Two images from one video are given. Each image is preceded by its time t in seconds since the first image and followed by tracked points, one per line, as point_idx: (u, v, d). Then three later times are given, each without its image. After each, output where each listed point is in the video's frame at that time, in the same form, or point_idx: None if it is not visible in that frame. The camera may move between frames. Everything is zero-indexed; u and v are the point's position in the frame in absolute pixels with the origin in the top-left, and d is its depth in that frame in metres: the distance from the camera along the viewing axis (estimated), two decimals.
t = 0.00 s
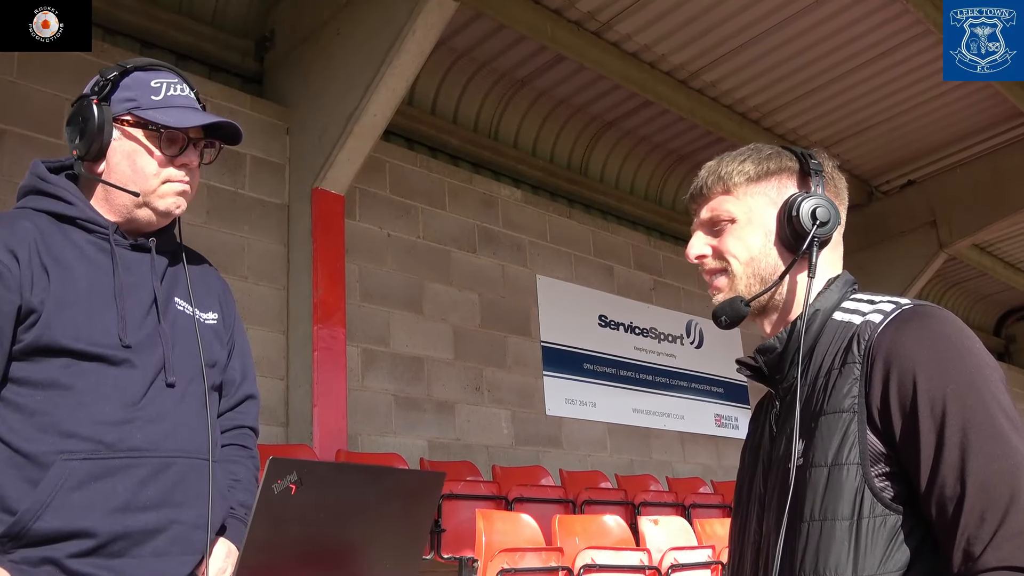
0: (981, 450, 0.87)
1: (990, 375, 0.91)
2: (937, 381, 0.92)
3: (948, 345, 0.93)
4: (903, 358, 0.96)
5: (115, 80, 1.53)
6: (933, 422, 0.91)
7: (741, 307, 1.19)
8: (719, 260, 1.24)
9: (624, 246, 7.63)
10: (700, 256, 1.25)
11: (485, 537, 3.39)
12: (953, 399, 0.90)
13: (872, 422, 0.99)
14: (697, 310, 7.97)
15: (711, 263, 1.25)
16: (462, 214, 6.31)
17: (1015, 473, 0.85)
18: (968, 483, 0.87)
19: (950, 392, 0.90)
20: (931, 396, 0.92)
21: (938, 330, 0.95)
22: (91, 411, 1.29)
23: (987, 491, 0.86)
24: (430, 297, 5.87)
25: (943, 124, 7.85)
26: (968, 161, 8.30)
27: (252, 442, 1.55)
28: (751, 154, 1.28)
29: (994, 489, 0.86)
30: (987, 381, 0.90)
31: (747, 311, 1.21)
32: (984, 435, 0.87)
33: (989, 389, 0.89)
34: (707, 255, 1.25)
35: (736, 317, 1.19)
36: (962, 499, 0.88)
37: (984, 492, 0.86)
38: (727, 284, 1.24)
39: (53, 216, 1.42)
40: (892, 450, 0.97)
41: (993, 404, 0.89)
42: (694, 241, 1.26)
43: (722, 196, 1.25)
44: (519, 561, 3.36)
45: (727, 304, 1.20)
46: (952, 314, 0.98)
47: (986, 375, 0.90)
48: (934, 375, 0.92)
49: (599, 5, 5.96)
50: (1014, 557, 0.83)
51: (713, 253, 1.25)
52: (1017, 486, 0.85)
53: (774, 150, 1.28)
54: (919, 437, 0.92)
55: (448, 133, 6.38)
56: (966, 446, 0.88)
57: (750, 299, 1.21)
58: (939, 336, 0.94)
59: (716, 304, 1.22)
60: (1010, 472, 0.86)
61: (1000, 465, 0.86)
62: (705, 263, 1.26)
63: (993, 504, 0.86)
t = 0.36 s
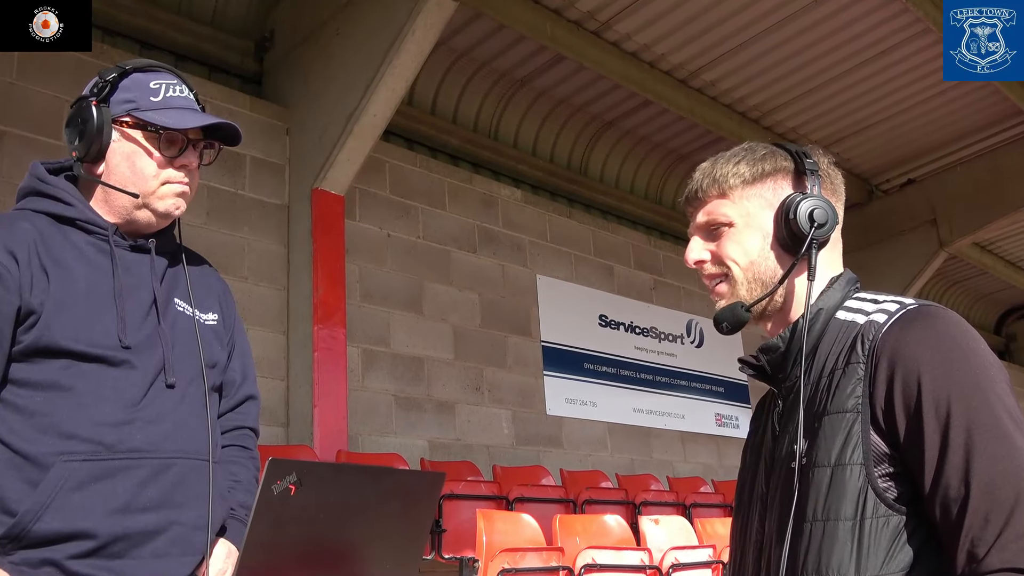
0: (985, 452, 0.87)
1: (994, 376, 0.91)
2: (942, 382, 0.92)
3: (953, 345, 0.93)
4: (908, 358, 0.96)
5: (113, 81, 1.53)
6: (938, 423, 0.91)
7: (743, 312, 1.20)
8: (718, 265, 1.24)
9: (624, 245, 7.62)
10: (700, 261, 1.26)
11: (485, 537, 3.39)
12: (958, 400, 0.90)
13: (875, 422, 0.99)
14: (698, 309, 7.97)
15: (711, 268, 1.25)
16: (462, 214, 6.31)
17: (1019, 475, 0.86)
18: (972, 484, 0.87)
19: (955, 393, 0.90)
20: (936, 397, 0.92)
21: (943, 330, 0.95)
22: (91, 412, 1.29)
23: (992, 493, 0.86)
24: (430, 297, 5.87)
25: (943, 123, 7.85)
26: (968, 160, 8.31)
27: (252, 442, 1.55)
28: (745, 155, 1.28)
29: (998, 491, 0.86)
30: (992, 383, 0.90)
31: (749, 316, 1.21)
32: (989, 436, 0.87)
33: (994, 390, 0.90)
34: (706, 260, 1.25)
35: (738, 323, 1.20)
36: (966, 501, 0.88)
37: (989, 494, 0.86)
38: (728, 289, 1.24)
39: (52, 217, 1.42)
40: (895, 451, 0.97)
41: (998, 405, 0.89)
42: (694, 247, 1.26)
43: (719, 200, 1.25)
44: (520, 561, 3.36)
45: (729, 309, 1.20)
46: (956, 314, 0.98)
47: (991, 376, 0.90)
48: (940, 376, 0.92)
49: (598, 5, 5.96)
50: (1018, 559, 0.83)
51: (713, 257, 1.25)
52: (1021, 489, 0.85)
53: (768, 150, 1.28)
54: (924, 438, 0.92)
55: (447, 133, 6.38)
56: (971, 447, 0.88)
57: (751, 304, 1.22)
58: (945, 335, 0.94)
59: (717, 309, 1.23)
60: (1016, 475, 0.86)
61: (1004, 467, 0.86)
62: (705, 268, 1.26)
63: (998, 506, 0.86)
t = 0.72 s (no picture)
0: (982, 460, 0.88)
1: (993, 382, 0.91)
2: (940, 389, 0.92)
3: (952, 351, 0.93)
4: (907, 364, 0.96)
5: (116, 79, 1.53)
6: (935, 430, 0.91)
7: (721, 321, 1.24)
8: (704, 271, 1.27)
9: (625, 246, 7.62)
10: (688, 267, 1.28)
11: (484, 537, 3.39)
12: (956, 406, 0.90)
13: (873, 426, 0.99)
14: (698, 310, 7.97)
15: (698, 274, 1.28)
16: (462, 214, 6.31)
17: (1016, 483, 0.86)
18: (970, 492, 0.88)
19: (953, 399, 0.91)
20: (934, 403, 0.92)
21: (942, 335, 0.95)
22: (91, 409, 1.29)
23: (988, 500, 0.87)
24: (430, 297, 5.87)
25: (944, 125, 7.85)
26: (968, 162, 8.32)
27: (251, 441, 1.55)
28: (734, 159, 1.28)
29: (995, 499, 0.86)
30: (990, 390, 0.90)
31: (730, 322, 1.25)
32: (986, 443, 0.88)
33: (992, 397, 0.90)
34: (694, 266, 1.28)
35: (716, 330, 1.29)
36: (963, 508, 0.88)
37: (986, 502, 0.87)
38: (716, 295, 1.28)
39: (54, 215, 1.42)
40: (892, 456, 0.97)
41: (995, 412, 0.89)
42: (683, 252, 1.28)
43: (707, 207, 1.26)
44: (519, 561, 3.36)
45: (708, 318, 1.29)
46: (955, 319, 0.98)
47: (989, 383, 0.91)
48: (938, 381, 0.92)
49: (600, 5, 5.96)
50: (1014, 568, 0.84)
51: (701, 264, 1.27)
52: (1018, 497, 0.86)
53: (757, 153, 1.27)
54: (920, 444, 0.92)
55: (448, 133, 6.38)
56: (968, 454, 0.88)
57: (734, 310, 1.24)
58: (944, 341, 0.95)
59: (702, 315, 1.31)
60: (1012, 482, 0.86)
61: (1001, 475, 0.87)
62: (694, 273, 1.28)
63: (994, 514, 0.86)
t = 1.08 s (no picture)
0: (967, 466, 0.88)
1: (978, 387, 0.91)
2: (925, 394, 0.92)
3: (937, 356, 0.93)
4: (892, 368, 0.96)
5: (116, 79, 1.54)
6: (921, 436, 0.91)
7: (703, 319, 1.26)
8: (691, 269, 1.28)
9: (625, 246, 7.63)
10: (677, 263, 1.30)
11: (484, 537, 3.39)
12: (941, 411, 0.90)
13: (859, 431, 0.99)
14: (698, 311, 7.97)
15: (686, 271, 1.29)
16: (462, 214, 6.31)
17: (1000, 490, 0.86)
18: (954, 498, 0.88)
19: (937, 404, 0.91)
20: (919, 408, 0.92)
21: (928, 340, 0.95)
22: (91, 410, 1.29)
23: (973, 506, 0.87)
24: (430, 297, 5.87)
25: (944, 126, 7.85)
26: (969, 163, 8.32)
27: (251, 441, 1.56)
28: (728, 157, 1.29)
29: (980, 506, 0.87)
30: (974, 394, 0.90)
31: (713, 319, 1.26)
32: (970, 449, 0.88)
33: (978, 402, 0.90)
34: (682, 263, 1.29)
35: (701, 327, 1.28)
36: (947, 515, 0.89)
37: (971, 508, 0.87)
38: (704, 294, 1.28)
39: (55, 215, 1.42)
40: (878, 460, 0.97)
41: (980, 417, 0.89)
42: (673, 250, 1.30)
43: (698, 206, 1.28)
44: (518, 561, 3.37)
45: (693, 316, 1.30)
46: (942, 321, 0.98)
47: (974, 387, 0.91)
48: (923, 387, 0.92)
49: (600, 6, 5.96)
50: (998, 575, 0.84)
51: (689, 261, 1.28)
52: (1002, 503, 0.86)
53: (749, 152, 1.27)
54: (906, 450, 0.92)
55: (449, 133, 6.39)
56: (953, 460, 0.89)
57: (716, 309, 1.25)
58: (930, 346, 0.94)
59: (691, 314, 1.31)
60: (997, 488, 0.87)
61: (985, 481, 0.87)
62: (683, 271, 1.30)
63: (979, 521, 0.87)
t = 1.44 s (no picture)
0: (947, 472, 0.89)
1: (962, 393, 0.91)
2: (908, 400, 0.92)
3: (921, 362, 0.94)
4: (876, 374, 0.96)
5: (122, 80, 1.53)
6: (903, 441, 0.92)
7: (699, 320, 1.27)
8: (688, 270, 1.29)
9: (625, 248, 7.63)
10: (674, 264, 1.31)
11: (483, 538, 3.39)
12: (923, 417, 0.91)
13: (843, 435, 0.99)
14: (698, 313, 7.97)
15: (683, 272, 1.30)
16: (463, 215, 6.31)
17: (979, 498, 0.87)
18: (934, 505, 0.89)
19: (920, 410, 0.91)
20: (902, 414, 0.92)
21: (913, 345, 0.95)
22: (91, 410, 1.30)
23: (952, 513, 0.88)
24: (430, 297, 5.88)
25: (945, 130, 7.85)
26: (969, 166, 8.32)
27: (251, 440, 1.56)
28: (724, 159, 1.29)
29: (959, 512, 0.88)
30: (957, 400, 0.91)
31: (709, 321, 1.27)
32: (951, 455, 0.89)
33: (960, 409, 0.90)
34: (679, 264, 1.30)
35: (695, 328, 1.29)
36: (927, 521, 0.89)
37: (950, 515, 0.88)
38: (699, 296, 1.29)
39: (56, 214, 1.43)
40: (861, 465, 0.98)
41: (962, 424, 0.90)
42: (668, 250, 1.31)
43: (691, 205, 1.28)
44: (517, 562, 3.36)
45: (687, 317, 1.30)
46: (927, 326, 0.98)
47: (957, 394, 0.91)
48: (906, 393, 0.93)
49: (602, 7, 5.96)
50: None
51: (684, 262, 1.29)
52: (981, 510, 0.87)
53: (746, 154, 1.27)
54: (888, 455, 0.93)
55: (450, 134, 6.39)
56: (934, 466, 0.89)
57: (713, 310, 1.26)
58: (915, 351, 0.95)
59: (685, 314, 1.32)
60: (977, 496, 0.87)
61: (965, 488, 0.88)
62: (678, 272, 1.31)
63: (958, 527, 0.88)
